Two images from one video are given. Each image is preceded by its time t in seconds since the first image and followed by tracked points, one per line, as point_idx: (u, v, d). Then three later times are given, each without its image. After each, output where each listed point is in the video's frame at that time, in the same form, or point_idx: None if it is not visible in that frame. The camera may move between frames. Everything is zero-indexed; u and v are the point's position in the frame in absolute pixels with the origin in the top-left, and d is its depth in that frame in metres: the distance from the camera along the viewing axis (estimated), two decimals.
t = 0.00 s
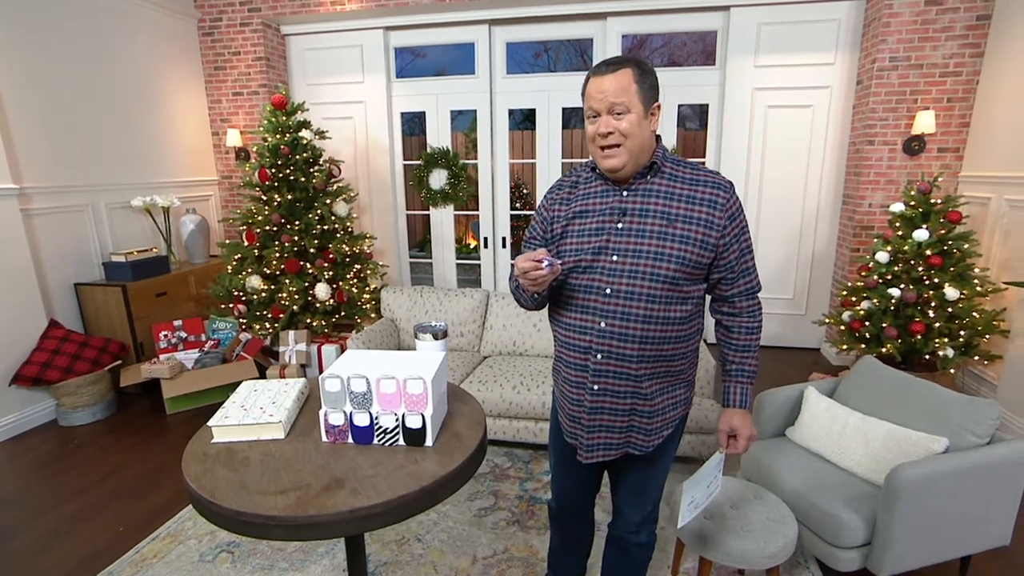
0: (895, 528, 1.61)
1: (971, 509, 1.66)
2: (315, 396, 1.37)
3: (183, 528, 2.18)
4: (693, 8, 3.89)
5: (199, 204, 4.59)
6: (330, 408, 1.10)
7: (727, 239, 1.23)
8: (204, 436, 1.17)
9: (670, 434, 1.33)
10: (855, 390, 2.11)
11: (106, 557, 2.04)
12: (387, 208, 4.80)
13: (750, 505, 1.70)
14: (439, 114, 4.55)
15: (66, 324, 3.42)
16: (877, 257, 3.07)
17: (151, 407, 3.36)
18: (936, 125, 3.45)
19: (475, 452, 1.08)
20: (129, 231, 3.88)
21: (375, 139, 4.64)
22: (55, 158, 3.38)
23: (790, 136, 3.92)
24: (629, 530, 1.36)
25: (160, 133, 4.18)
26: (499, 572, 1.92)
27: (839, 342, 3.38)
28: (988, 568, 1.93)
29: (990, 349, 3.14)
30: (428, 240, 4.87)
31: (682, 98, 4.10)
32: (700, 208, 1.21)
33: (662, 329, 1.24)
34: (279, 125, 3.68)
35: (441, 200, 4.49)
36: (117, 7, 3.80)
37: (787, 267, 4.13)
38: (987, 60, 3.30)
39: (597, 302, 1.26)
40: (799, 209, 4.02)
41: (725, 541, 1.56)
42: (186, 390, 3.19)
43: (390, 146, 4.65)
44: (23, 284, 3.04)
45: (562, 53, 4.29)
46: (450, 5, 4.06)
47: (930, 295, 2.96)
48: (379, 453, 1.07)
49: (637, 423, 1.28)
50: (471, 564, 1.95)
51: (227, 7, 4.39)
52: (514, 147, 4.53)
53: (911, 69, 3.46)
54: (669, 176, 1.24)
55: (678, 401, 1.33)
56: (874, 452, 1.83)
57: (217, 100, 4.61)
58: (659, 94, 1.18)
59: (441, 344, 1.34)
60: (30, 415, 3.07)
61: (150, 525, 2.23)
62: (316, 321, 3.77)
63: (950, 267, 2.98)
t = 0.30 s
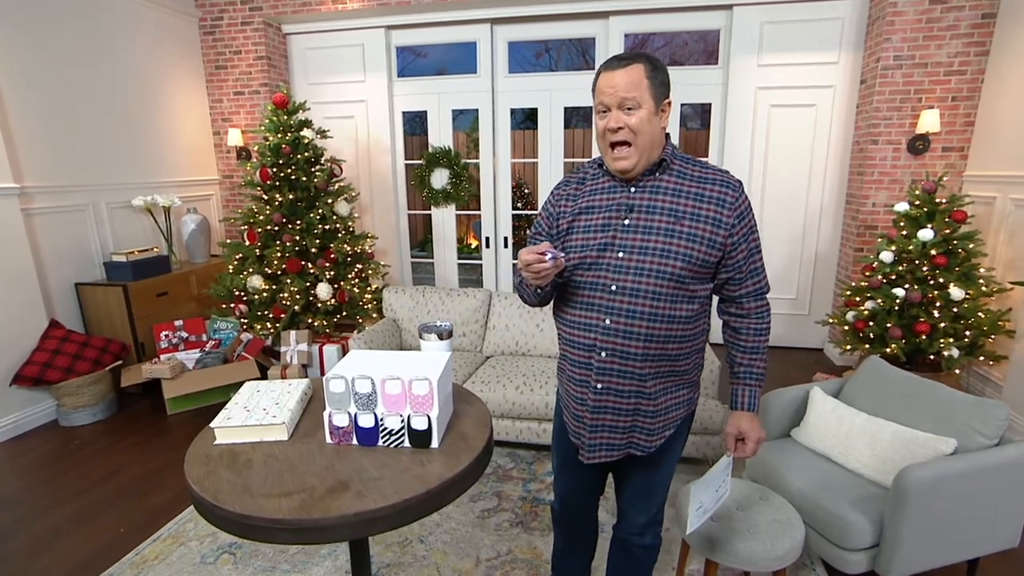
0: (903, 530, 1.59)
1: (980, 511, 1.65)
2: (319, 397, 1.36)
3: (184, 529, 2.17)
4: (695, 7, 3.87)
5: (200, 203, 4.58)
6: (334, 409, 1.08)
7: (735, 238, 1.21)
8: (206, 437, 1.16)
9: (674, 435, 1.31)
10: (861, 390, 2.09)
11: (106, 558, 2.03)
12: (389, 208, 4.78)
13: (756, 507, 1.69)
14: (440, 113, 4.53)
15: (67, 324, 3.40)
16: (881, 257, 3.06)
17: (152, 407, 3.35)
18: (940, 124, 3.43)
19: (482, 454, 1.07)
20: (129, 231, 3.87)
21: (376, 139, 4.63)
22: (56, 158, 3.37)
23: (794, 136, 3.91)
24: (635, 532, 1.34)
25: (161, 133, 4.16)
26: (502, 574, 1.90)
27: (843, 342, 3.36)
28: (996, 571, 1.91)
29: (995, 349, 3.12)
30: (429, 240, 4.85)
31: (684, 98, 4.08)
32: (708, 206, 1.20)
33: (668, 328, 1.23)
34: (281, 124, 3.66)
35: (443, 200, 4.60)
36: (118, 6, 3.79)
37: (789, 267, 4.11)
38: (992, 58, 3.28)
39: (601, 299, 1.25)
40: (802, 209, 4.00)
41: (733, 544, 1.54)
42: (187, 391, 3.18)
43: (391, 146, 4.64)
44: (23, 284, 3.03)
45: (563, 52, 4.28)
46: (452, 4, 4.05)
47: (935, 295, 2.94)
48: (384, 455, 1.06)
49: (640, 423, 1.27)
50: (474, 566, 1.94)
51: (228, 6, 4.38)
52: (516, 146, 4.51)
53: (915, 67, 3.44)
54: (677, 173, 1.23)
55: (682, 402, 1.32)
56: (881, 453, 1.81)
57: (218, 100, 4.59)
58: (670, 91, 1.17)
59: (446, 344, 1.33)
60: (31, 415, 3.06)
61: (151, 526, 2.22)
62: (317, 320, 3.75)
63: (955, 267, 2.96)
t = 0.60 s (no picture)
0: (912, 533, 1.57)
1: (990, 514, 1.63)
2: (323, 398, 1.34)
3: (186, 531, 2.16)
4: (699, 6, 3.85)
5: (202, 203, 4.57)
6: (339, 412, 1.07)
7: (741, 242, 1.18)
8: (209, 440, 1.15)
9: (674, 438, 1.29)
10: (868, 391, 2.07)
11: (107, 560, 2.01)
12: (390, 208, 4.77)
13: (763, 509, 1.67)
14: (442, 113, 4.52)
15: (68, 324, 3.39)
16: (887, 257, 3.05)
17: (154, 407, 3.34)
18: (945, 124, 3.41)
19: (489, 457, 1.05)
20: (131, 231, 3.86)
21: (378, 138, 4.62)
22: (56, 157, 3.35)
23: (798, 135, 3.89)
24: (638, 535, 1.32)
25: (161, 133, 4.15)
26: None
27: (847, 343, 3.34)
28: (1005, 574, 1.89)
29: (1001, 350, 3.10)
30: (431, 240, 4.84)
31: (687, 97, 4.07)
32: (712, 209, 1.17)
33: (666, 330, 1.21)
34: (282, 124, 3.65)
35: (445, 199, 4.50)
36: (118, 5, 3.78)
37: (793, 267, 4.09)
38: (998, 57, 3.26)
39: (601, 299, 1.24)
40: (806, 209, 3.99)
41: (732, 544, 1.54)
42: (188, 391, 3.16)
43: (393, 145, 4.63)
44: (25, 284, 3.01)
45: (565, 51, 4.26)
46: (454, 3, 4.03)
47: (941, 295, 2.92)
48: (390, 458, 1.04)
49: (636, 424, 1.25)
50: (478, 568, 1.92)
51: (229, 6, 4.36)
52: (518, 146, 4.49)
53: (920, 66, 3.42)
54: (682, 173, 1.21)
55: (681, 406, 1.29)
56: (889, 455, 1.79)
57: (220, 99, 4.58)
58: (673, 89, 1.13)
59: (452, 346, 1.31)
60: (32, 416, 3.05)
61: (152, 527, 2.20)
62: (319, 321, 3.73)
63: (961, 267, 2.94)
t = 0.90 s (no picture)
0: (919, 536, 1.56)
1: (997, 517, 1.61)
2: (327, 400, 1.33)
3: (188, 532, 2.14)
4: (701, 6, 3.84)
5: (203, 203, 4.56)
6: (342, 414, 1.05)
7: (731, 250, 1.15)
8: (211, 442, 1.14)
9: (657, 441, 1.28)
10: (873, 392, 2.06)
11: (108, 562, 2.00)
12: (391, 208, 4.76)
13: (767, 511, 1.66)
14: (444, 113, 4.51)
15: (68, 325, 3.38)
16: (890, 257, 3.02)
17: (155, 408, 3.33)
18: (949, 123, 3.40)
19: (494, 460, 1.04)
20: (131, 231, 3.85)
21: (380, 139, 4.60)
22: (56, 158, 3.34)
23: (800, 136, 3.87)
24: (637, 537, 1.30)
25: (162, 133, 4.14)
26: None
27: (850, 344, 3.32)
28: None
29: (1006, 351, 3.08)
30: (432, 240, 4.83)
31: (689, 97, 4.05)
32: (703, 214, 1.16)
33: (647, 332, 1.21)
34: (284, 124, 3.64)
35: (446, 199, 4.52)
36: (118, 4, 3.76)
37: (796, 267, 4.08)
38: (1003, 57, 3.25)
39: (587, 296, 1.27)
40: (809, 209, 3.97)
41: (730, 544, 1.53)
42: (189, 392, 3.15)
43: (394, 145, 4.62)
44: (26, 284, 3.01)
45: (567, 51, 4.25)
46: (456, 3, 4.02)
47: (945, 296, 2.91)
48: (395, 461, 1.03)
49: (613, 423, 1.27)
50: (481, 571, 1.91)
51: (230, 5, 4.35)
52: (520, 145, 4.48)
53: (924, 66, 3.41)
54: (677, 177, 1.20)
55: (666, 411, 1.28)
56: (894, 458, 1.78)
57: (221, 99, 4.57)
58: (668, 91, 1.12)
59: (456, 347, 1.29)
60: (33, 417, 3.04)
61: (154, 528, 2.19)
62: (321, 321, 3.71)
63: (965, 268, 2.92)
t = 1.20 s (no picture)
0: (925, 538, 1.55)
1: (1002, 519, 1.61)
2: (329, 402, 1.32)
3: (189, 534, 2.14)
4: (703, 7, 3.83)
5: (203, 203, 4.55)
6: (345, 417, 1.05)
7: (697, 248, 1.16)
8: (213, 445, 1.13)
9: (630, 436, 1.31)
10: (877, 393, 2.05)
11: (109, 563, 1.99)
12: (393, 208, 4.76)
13: (770, 513, 1.65)
14: (445, 113, 4.50)
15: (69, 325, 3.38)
16: (893, 257, 3.01)
17: (156, 409, 3.32)
18: (952, 123, 3.39)
19: (498, 463, 1.03)
20: (132, 231, 3.84)
21: (381, 139, 4.60)
22: (57, 158, 3.33)
23: (803, 136, 3.87)
24: (629, 537, 1.31)
25: (162, 133, 4.13)
26: None
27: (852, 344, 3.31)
28: None
29: (1010, 352, 3.07)
30: (433, 240, 4.82)
31: (691, 97, 4.04)
32: (670, 213, 1.18)
33: (615, 327, 1.24)
34: (284, 124, 3.63)
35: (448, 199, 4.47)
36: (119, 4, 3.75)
37: (798, 268, 4.07)
38: (1006, 56, 3.24)
39: (559, 292, 1.31)
40: (811, 210, 3.96)
41: (731, 544, 1.54)
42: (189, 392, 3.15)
43: (395, 145, 4.61)
44: (27, 284, 3.00)
45: (568, 51, 4.25)
46: (457, 3, 4.01)
47: (948, 296, 2.89)
48: (398, 464, 1.02)
49: (586, 416, 1.32)
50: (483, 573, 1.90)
51: (231, 6, 4.35)
52: (522, 145, 4.47)
53: (927, 66, 3.40)
54: (647, 177, 1.22)
55: (640, 406, 1.29)
56: (899, 460, 1.77)
57: (221, 99, 4.57)
58: (640, 94, 1.17)
59: (460, 349, 1.28)
60: (34, 418, 3.04)
61: (155, 530, 2.18)
62: (322, 321, 3.70)
63: (969, 268, 2.91)
